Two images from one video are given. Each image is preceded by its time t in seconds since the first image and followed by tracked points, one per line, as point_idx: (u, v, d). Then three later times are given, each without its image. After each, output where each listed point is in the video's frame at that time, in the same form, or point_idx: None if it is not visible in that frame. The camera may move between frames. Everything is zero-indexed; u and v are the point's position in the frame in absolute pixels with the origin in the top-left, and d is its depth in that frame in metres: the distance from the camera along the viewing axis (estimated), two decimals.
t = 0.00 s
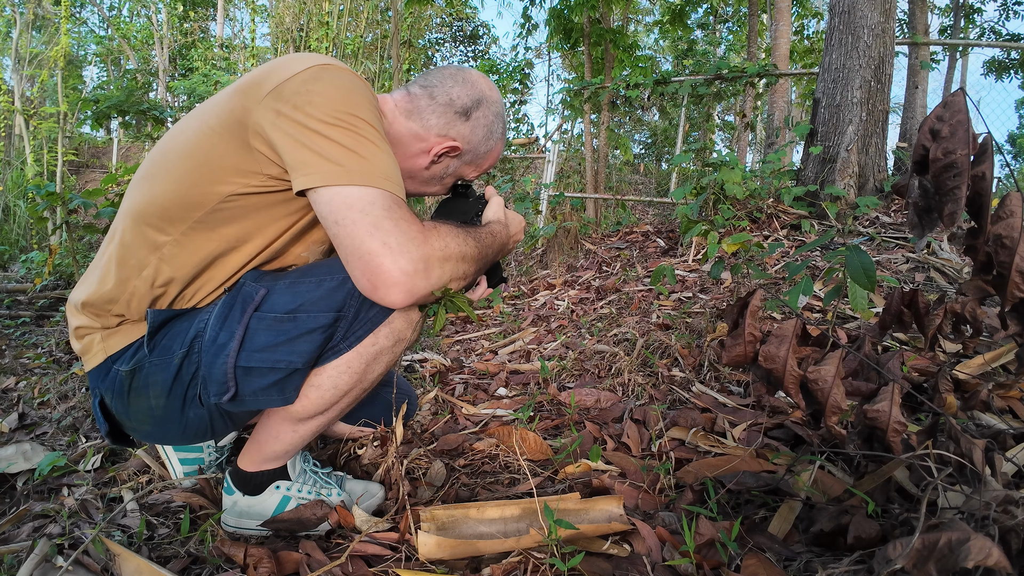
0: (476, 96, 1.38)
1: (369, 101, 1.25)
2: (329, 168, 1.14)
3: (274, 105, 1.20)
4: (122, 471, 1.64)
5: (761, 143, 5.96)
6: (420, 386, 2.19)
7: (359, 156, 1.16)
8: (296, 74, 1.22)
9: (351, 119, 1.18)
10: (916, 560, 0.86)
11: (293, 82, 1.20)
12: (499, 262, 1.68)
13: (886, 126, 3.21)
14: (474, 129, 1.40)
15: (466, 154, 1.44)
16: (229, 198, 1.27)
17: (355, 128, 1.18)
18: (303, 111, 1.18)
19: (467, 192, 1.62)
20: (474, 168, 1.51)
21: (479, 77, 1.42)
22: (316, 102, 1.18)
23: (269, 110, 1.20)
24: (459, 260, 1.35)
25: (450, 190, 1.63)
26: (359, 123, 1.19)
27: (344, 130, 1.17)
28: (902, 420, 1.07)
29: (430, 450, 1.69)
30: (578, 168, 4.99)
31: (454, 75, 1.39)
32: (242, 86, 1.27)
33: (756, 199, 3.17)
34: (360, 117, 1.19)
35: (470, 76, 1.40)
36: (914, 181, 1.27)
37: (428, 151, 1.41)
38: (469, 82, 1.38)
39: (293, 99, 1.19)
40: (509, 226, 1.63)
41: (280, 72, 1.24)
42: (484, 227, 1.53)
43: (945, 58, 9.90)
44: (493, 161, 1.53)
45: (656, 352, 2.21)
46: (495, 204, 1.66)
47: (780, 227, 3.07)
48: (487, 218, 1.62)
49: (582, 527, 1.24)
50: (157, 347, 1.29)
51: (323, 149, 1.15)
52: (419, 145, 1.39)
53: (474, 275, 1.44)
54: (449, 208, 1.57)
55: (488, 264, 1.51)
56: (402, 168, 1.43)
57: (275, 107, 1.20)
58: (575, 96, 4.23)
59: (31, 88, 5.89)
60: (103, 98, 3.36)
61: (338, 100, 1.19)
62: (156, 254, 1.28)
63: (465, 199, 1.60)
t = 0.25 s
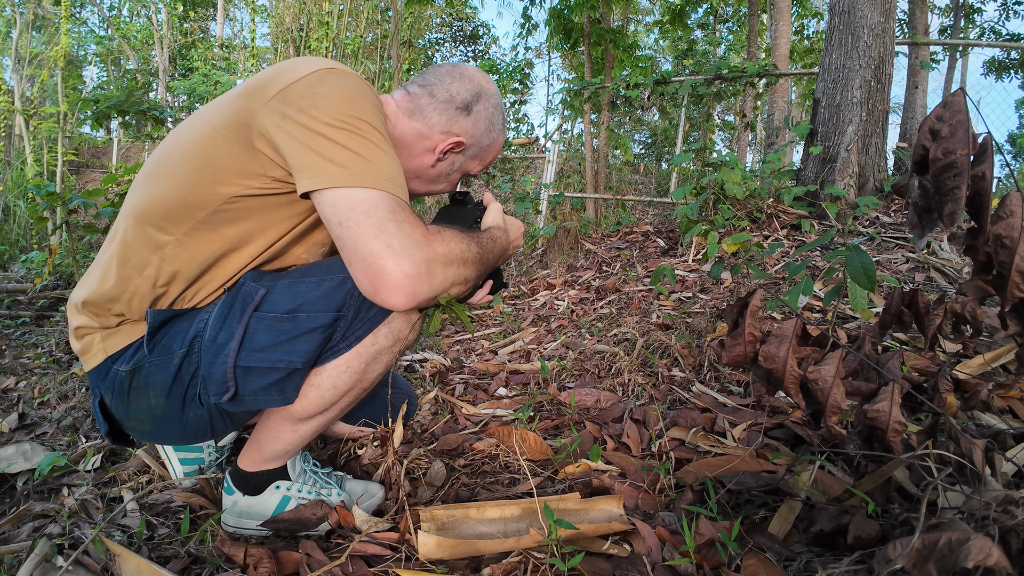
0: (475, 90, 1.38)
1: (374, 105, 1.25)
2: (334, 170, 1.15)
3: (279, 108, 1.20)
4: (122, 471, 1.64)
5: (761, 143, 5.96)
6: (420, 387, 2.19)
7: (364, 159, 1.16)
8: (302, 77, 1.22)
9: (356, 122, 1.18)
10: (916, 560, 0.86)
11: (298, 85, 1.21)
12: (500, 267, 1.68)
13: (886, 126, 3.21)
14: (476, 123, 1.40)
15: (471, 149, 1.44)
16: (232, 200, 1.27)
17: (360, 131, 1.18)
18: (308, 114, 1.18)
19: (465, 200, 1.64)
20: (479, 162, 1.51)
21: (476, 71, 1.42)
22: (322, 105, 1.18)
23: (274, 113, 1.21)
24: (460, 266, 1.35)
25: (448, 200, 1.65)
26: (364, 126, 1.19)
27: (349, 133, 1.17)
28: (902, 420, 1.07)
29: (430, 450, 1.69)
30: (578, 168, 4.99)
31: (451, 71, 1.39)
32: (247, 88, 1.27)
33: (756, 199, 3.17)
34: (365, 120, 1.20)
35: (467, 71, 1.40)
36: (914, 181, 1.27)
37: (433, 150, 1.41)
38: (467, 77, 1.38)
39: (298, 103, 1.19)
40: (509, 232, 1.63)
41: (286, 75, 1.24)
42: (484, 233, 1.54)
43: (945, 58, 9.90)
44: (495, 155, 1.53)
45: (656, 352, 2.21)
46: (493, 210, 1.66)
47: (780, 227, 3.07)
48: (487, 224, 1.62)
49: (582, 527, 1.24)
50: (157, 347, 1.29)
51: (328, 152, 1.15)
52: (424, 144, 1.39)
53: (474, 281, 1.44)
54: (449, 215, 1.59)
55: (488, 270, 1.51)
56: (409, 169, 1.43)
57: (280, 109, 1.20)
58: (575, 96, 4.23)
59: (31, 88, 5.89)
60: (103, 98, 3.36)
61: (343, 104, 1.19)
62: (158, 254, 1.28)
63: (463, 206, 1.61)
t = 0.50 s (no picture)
0: (477, 93, 1.38)
1: (385, 111, 1.26)
2: (350, 176, 1.16)
3: (290, 113, 1.21)
4: (122, 471, 1.64)
5: (761, 143, 5.96)
6: (420, 387, 2.19)
7: (379, 165, 1.18)
8: (313, 82, 1.23)
9: (369, 128, 1.20)
10: (916, 560, 0.86)
11: (309, 91, 1.21)
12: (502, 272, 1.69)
13: (886, 126, 3.21)
14: (479, 125, 1.40)
15: (474, 152, 1.44)
16: (239, 202, 1.28)
17: (373, 137, 1.19)
18: (319, 119, 1.19)
19: (465, 207, 1.64)
20: (483, 165, 1.51)
21: (477, 75, 1.42)
22: (334, 111, 1.19)
23: (284, 117, 1.21)
24: (477, 266, 1.38)
25: (448, 208, 1.66)
26: (376, 133, 1.20)
27: (363, 138, 1.18)
28: (903, 420, 1.07)
29: (430, 450, 1.69)
30: (578, 168, 4.99)
31: (452, 75, 1.39)
32: (256, 91, 1.28)
33: (756, 199, 3.17)
34: (378, 126, 1.21)
35: (468, 74, 1.40)
36: (914, 181, 1.27)
37: (438, 154, 1.41)
38: (469, 81, 1.38)
39: (309, 108, 1.20)
40: (515, 236, 1.63)
41: (296, 79, 1.25)
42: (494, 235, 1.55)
43: (945, 58, 9.90)
44: (499, 157, 1.53)
45: (656, 352, 2.21)
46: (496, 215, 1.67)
47: (780, 227, 3.07)
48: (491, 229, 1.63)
49: (582, 527, 1.24)
50: (157, 347, 1.29)
51: (343, 158, 1.17)
52: (429, 148, 1.39)
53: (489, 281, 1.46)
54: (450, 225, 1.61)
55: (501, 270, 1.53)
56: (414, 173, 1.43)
57: (291, 114, 1.21)
58: (575, 96, 4.24)
59: (31, 88, 5.90)
60: (103, 98, 3.36)
61: (355, 109, 1.20)
62: (163, 254, 1.28)
63: (463, 213, 1.63)
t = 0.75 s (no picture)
0: (484, 106, 1.38)
1: (398, 119, 1.28)
2: (368, 184, 1.17)
3: (302, 119, 1.22)
4: (122, 471, 1.64)
5: (761, 143, 5.96)
6: (419, 386, 2.19)
7: (396, 173, 1.19)
8: (326, 89, 1.24)
9: (382, 136, 1.21)
10: (916, 560, 0.86)
11: (322, 97, 1.23)
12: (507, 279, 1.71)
13: (886, 126, 3.21)
14: (484, 139, 1.40)
15: (479, 164, 1.44)
16: (248, 205, 1.29)
17: (388, 145, 1.21)
18: (332, 126, 1.20)
19: (472, 214, 1.65)
20: (486, 177, 1.51)
21: (485, 88, 1.42)
22: (346, 118, 1.21)
23: (296, 123, 1.23)
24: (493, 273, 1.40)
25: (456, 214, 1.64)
26: (390, 140, 1.21)
27: (379, 146, 1.20)
28: (902, 420, 1.07)
29: (430, 450, 1.68)
30: (578, 168, 5.00)
31: (461, 86, 1.39)
32: (267, 95, 1.29)
33: (756, 199, 3.17)
34: (392, 133, 1.22)
35: (476, 86, 1.40)
36: (914, 181, 1.27)
37: (440, 164, 1.41)
38: (476, 93, 1.39)
39: (322, 114, 1.21)
40: (525, 240, 1.65)
41: (308, 86, 1.26)
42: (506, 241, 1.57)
43: (945, 58, 9.91)
44: (502, 169, 1.53)
45: (656, 352, 2.21)
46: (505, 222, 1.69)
47: (780, 227, 3.07)
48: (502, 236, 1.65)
49: (582, 527, 1.24)
50: (157, 346, 1.29)
51: (360, 166, 1.18)
52: (433, 158, 1.40)
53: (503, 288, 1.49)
54: (460, 229, 1.59)
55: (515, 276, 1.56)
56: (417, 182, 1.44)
57: (304, 120, 1.22)
58: (575, 96, 4.24)
59: (31, 88, 5.90)
60: (103, 98, 3.35)
61: (368, 117, 1.21)
62: (169, 255, 1.29)
63: (471, 219, 1.62)
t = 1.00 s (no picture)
0: (494, 134, 1.42)
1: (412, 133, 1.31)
2: (388, 197, 1.21)
3: (318, 128, 1.24)
4: (122, 471, 1.64)
5: (762, 143, 5.96)
6: (419, 387, 2.19)
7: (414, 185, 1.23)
8: (342, 99, 1.27)
9: (398, 149, 1.24)
10: (916, 560, 0.86)
11: (339, 108, 1.25)
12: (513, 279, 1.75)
13: (886, 126, 3.21)
14: (491, 165, 1.44)
15: (483, 187, 1.48)
16: (257, 209, 1.30)
17: (404, 158, 1.24)
18: (348, 136, 1.23)
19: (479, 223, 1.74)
20: (488, 200, 1.55)
21: (497, 114, 1.45)
22: (363, 130, 1.23)
23: (312, 132, 1.25)
24: (506, 284, 1.46)
25: (463, 222, 1.72)
26: (405, 153, 1.25)
27: (396, 160, 1.23)
28: (902, 420, 1.07)
29: (430, 450, 1.68)
30: (578, 168, 5.00)
31: (474, 111, 1.42)
32: (282, 102, 1.31)
33: (756, 199, 3.17)
34: (408, 147, 1.26)
35: (488, 112, 1.43)
36: (913, 182, 1.27)
37: (446, 185, 1.44)
38: (488, 120, 1.42)
39: (338, 125, 1.24)
40: (534, 246, 1.69)
41: (324, 95, 1.28)
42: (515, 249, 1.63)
43: (945, 58, 9.90)
44: (504, 192, 1.57)
45: (656, 352, 2.22)
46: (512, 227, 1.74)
47: (780, 227, 3.07)
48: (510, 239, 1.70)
49: (582, 527, 1.24)
50: (158, 345, 1.28)
51: (379, 178, 1.22)
52: (438, 178, 1.43)
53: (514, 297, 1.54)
54: (469, 240, 1.68)
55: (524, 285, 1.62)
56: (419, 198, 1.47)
57: (320, 130, 1.24)
58: (575, 96, 4.24)
59: (31, 88, 5.90)
60: (103, 98, 3.35)
61: (384, 130, 1.25)
62: (177, 256, 1.29)
63: (477, 228, 1.70)
